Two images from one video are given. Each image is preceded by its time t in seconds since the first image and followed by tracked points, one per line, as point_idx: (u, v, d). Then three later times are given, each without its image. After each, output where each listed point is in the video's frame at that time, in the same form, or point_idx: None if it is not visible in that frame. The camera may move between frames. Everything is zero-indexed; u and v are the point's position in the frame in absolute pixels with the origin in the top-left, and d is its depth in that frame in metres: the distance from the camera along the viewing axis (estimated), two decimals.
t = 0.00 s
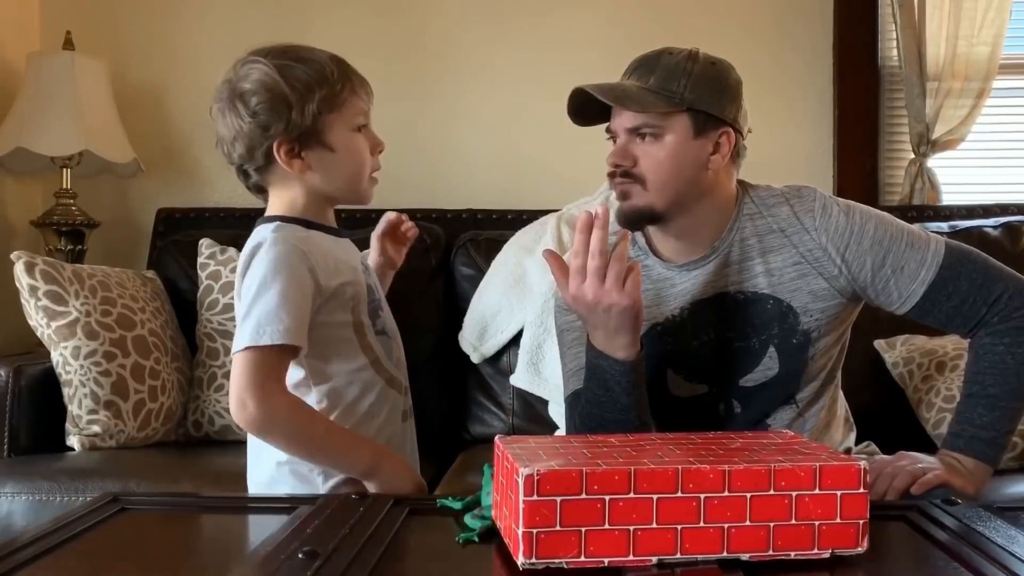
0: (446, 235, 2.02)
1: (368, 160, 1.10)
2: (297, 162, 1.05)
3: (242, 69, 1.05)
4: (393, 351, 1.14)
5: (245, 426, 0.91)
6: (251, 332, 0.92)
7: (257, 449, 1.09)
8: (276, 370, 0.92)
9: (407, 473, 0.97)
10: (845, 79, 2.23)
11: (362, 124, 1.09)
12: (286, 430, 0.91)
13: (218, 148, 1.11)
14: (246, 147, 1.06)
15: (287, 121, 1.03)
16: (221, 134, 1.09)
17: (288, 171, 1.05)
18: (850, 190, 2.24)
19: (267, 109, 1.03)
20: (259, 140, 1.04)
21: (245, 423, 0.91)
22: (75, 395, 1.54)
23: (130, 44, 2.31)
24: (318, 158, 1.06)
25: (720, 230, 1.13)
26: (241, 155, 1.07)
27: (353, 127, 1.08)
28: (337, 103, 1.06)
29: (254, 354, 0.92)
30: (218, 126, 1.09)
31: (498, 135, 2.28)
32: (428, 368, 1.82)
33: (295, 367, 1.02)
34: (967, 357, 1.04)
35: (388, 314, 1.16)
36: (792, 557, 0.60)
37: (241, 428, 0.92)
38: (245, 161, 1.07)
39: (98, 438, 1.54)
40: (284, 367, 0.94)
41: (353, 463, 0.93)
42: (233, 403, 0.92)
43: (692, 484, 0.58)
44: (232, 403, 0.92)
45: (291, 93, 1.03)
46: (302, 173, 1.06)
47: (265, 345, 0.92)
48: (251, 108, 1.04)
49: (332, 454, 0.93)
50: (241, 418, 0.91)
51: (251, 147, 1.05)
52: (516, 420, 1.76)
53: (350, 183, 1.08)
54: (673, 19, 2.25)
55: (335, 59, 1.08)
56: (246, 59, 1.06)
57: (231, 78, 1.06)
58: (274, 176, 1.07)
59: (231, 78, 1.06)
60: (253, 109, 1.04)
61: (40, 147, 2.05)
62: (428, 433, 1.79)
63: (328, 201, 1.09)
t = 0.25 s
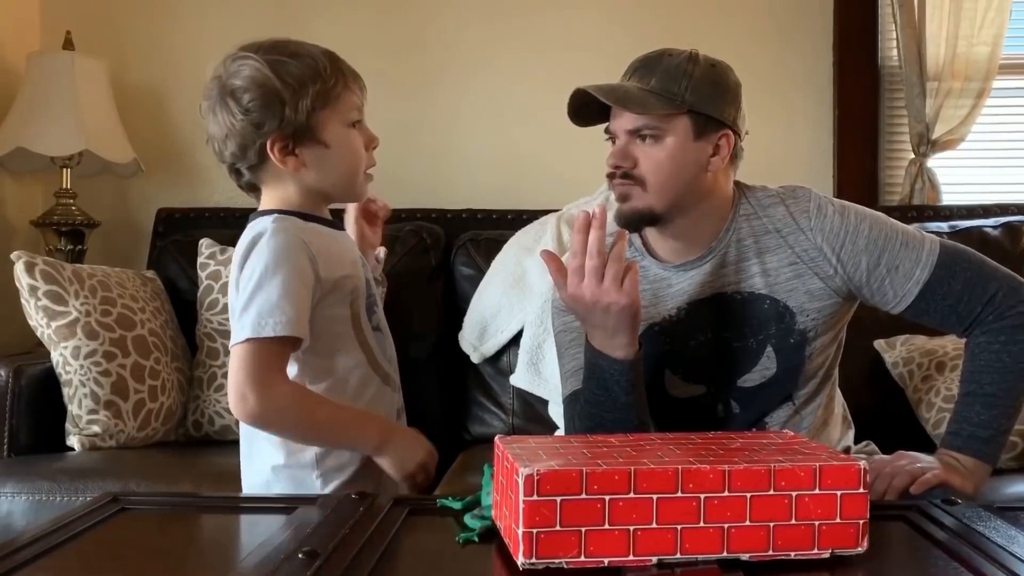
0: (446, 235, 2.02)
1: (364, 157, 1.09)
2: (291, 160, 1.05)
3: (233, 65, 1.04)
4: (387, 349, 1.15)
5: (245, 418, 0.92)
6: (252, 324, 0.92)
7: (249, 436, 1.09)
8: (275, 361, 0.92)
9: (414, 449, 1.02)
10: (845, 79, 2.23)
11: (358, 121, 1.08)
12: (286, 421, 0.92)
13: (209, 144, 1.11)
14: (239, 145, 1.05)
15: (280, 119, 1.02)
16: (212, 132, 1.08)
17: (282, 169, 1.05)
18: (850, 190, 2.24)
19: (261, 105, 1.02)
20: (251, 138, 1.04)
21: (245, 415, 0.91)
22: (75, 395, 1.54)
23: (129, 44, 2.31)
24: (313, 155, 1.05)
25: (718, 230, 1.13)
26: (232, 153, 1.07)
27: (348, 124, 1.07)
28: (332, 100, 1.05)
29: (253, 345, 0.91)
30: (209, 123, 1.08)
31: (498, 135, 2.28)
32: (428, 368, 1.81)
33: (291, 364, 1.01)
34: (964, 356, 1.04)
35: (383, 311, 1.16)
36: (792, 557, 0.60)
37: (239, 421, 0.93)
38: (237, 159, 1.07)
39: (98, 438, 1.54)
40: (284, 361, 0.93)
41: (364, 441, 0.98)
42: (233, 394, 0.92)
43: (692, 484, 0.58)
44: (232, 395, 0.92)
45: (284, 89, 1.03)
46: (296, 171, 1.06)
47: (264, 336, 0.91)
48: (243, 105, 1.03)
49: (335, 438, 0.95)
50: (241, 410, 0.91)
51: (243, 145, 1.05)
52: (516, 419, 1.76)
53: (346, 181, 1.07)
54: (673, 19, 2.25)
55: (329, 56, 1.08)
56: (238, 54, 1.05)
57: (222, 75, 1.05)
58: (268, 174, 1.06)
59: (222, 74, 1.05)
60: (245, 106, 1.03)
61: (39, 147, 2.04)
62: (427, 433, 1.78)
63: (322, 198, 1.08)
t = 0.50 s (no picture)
0: (446, 235, 2.02)
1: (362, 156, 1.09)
2: (289, 156, 1.05)
3: (234, 59, 1.04)
4: (383, 350, 1.15)
5: (236, 410, 0.89)
6: (243, 314, 0.90)
7: (245, 432, 1.08)
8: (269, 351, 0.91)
9: (411, 424, 1.00)
10: (846, 78, 2.23)
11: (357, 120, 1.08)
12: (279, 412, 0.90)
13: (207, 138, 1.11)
14: (237, 139, 1.05)
15: (279, 115, 1.02)
16: (210, 126, 1.08)
17: (279, 165, 1.05)
18: (850, 190, 2.24)
19: (260, 100, 1.02)
20: (250, 132, 1.03)
21: (237, 407, 0.89)
22: (75, 395, 1.54)
23: (129, 44, 2.31)
24: (311, 153, 1.05)
25: (716, 229, 1.13)
26: (230, 147, 1.06)
27: (347, 123, 1.07)
28: (332, 97, 1.05)
29: (245, 337, 0.90)
30: (208, 117, 1.08)
31: (498, 135, 2.28)
32: (428, 368, 1.81)
33: (286, 358, 1.01)
34: (963, 355, 1.04)
35: (380, 310, 1.17)
36: (792, 557, 0.60)
37: (230, 414, 0.90)
38: (234, 153, 1.07)
39: (98, 438, 1.53)
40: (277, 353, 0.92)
41: (363, 419, 0.96)
42: (223, 386, 0.90)
43: (692, 484, 0.58)
44: (221, 387, 0.90)
45: (284, 84, 1.02)
46: (293, 168, 1.05)
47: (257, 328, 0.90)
48: (243, 99, 1.03)
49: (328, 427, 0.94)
50: (232, 403, 0.89)
51: (241, 139, 1.04)
52: (516, 420, 1.76)
53: (343, 180, 1.07)
54: (673, 19, 2.25)
55: (330, 54, 1.07)
56: (239, 49, 1.05)
57: (223, 69, 1.05)
58: (265, 170, 1.06)
59: (223, 68, 1.05)
60: (245, 100, 1.03)
61: (39, 147, 2.04)
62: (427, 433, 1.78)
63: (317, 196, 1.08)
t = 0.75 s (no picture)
0: (446, 235, 2.02)
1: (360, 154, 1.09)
2: (285, 151, 1.04)
3: (231, 54, 1.04)
4: (379, 351, 1.16)
5: (225, 412, 0.90)
6: (235, 316, 0.90)
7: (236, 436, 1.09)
8: (261, 353, 0.91)
9: (407, 422, 0.98)
10: (846, 78, 2.23)
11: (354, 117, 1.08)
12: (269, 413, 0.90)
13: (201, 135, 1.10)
14: (233, 134, 1.04)
15: (276, 109, 1.02)
16: (205, 121, 1.08)
17: (275, 160, 1.05)
18: (850, 190, 2.24)
19: (257, 94, 1.02)
20: (246, 127, 1.03)
21: (227, 410, 0.89)
22: (75, 395, 1.54)
23: (129, 44, 2.31)
24: (308, 149, 1.05)
25: (716, 229, 1.13)
26: (226, 143, 1.06)
27: (345, 121, 1.07)
28: (330, 93, 1.06)
29: (236, 340, 0.90)
30: (203, 114, 1.08)
31: (498, 135, 2.28)
32: (428, 369, 1.81)
33: (278, 359, 1.01)
34: (963, 355, 1.04)
35: (376, 309, 1.18)
36: (792, 557, 0.60)
37: (221, 416, 0.91)
38: (229, 149, 1.07)
39: (98, 438, 1.54)
40: (268, 354, 0.92)
41: (356, 416, 0.95)
42: (213, 389, 0.90)
43: (692, 484, 0.58)
44: (211, 389, 0.90)
45: (282, 79, 1.02)
46: (289, 163, 1.05)
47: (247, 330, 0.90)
48: (239, 93, 1.03)
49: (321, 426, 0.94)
50: (223, 406, 0.89)
51: (237, 134, 1.04)
52: (516, 420, 1.76)
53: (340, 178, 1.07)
54: (673, 19, 2.25)
55: (328, 51, 1.08)
56: (236, 45, 1.05)
57: (220, 64, 1.05)
58: (261, 165, 1.06)
59: (220, 63, 1.05)
60: (241, 94, 1.03)
61: (39, 147, 2.04)
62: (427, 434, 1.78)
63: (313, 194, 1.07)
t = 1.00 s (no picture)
0: (446, 235, 2.02)
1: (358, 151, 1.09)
2: (284, 150, 1.04)
3: (224, 54, 1.04)
4: (376, 353, 1.16)
5: (227, 419, 0.89)
6: (237, 321, 0.90)
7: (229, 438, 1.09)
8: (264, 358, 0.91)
9: (407, 430, 1.00)
10: (846, 78, 2.23)
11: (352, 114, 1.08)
12: (274, 418, 0.90)
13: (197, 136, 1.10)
14: (230, 135, 1.04)
15: (274, 109, 1.02)
16: (201, 123, 1.07)
17: (274, 160, 1.05)
18: (850, 190, 2.24)
19: (254, 94, 1.02)
20: (243, 128, 1.03)
21: (230, 416, 0.89)
22: (75, 395, 1.54)
23: (129, 44, 2.31)
24: (307, 148, 1.05)
25: (717, 229, 1.13)
26: (224, 144, 1.06)
27: (344, 119, 1.07)
28: (327, 90, 1.06)
29: (238, 345, 0.90)
30: (199, 114, 1.08)
31: (498, 135, 2.28)
32: (428, 369, 1.81)
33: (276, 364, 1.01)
34: (963, 355, 1.04)
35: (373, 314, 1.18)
36: (792, 557, 0.60)
37: (223, 421, 0.90)
38: (226, 150, 1.07)
39: (98, 438, 1.54)
40: (271, 359, 0.92)
41: (357, 424, 0.96)
42: (215, 395, 0.90)
43: (692, 484, 0.58)
44: (213, 394, 0.90)
45: (278, 78, 1.02)
46: (289, 163, 1.05)
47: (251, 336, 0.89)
48: (236, 94, 1.02)
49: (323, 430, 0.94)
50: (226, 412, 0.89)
51: (234, 135, 1.04)
52: (516, 420, 1.76)
53: (339, 175, 1.07)
54: (673, 20, 2.25)
55: (324, 47, 1.07)
56: (230, 44, 1.05)
57: (213, 64, 1.04)
58: (259, 166, 1.06)
59: (213, 63, 1.05)
60: (238, 95, 1.02)
61: (39, 147, 2.04)
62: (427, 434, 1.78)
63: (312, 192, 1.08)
